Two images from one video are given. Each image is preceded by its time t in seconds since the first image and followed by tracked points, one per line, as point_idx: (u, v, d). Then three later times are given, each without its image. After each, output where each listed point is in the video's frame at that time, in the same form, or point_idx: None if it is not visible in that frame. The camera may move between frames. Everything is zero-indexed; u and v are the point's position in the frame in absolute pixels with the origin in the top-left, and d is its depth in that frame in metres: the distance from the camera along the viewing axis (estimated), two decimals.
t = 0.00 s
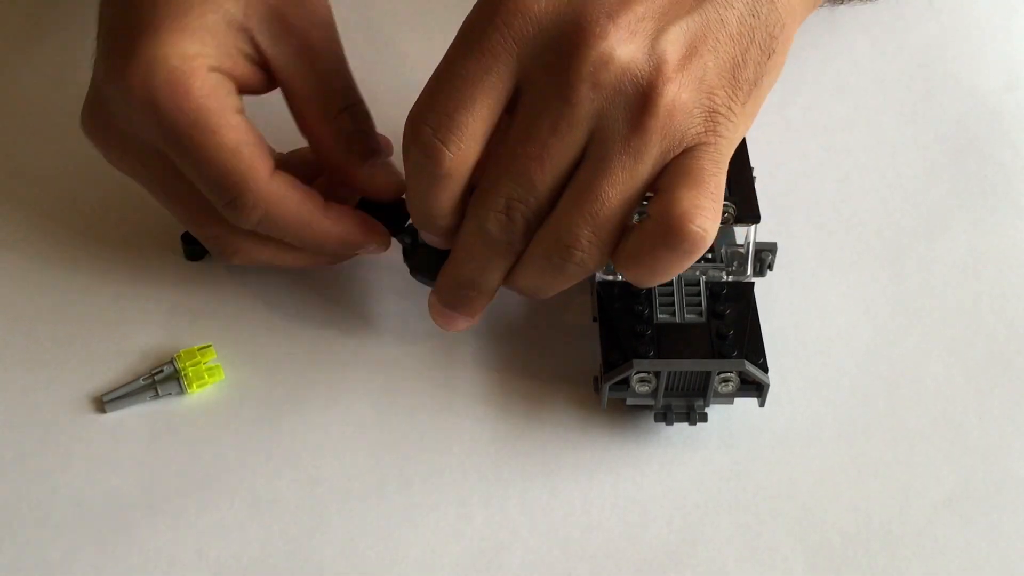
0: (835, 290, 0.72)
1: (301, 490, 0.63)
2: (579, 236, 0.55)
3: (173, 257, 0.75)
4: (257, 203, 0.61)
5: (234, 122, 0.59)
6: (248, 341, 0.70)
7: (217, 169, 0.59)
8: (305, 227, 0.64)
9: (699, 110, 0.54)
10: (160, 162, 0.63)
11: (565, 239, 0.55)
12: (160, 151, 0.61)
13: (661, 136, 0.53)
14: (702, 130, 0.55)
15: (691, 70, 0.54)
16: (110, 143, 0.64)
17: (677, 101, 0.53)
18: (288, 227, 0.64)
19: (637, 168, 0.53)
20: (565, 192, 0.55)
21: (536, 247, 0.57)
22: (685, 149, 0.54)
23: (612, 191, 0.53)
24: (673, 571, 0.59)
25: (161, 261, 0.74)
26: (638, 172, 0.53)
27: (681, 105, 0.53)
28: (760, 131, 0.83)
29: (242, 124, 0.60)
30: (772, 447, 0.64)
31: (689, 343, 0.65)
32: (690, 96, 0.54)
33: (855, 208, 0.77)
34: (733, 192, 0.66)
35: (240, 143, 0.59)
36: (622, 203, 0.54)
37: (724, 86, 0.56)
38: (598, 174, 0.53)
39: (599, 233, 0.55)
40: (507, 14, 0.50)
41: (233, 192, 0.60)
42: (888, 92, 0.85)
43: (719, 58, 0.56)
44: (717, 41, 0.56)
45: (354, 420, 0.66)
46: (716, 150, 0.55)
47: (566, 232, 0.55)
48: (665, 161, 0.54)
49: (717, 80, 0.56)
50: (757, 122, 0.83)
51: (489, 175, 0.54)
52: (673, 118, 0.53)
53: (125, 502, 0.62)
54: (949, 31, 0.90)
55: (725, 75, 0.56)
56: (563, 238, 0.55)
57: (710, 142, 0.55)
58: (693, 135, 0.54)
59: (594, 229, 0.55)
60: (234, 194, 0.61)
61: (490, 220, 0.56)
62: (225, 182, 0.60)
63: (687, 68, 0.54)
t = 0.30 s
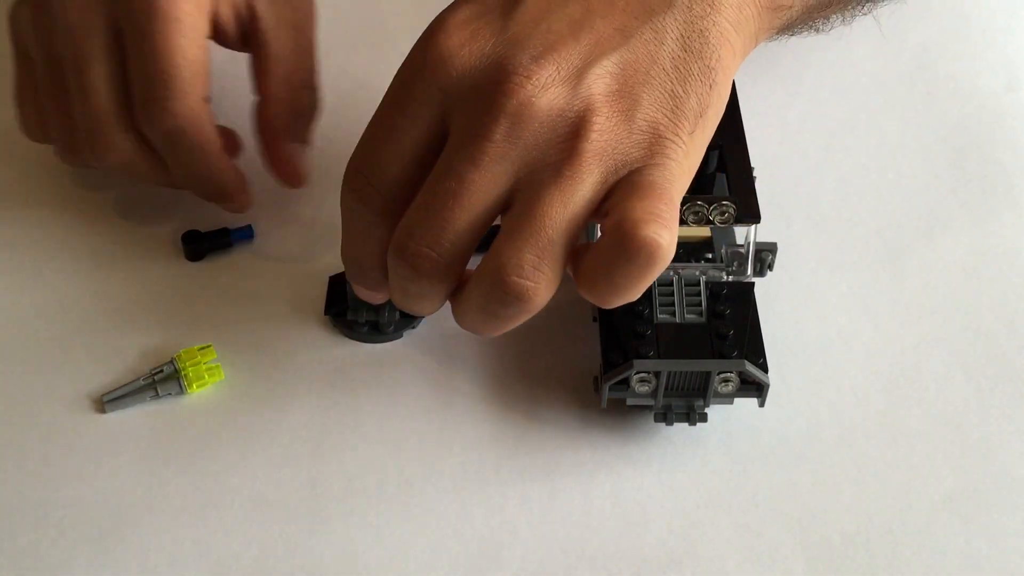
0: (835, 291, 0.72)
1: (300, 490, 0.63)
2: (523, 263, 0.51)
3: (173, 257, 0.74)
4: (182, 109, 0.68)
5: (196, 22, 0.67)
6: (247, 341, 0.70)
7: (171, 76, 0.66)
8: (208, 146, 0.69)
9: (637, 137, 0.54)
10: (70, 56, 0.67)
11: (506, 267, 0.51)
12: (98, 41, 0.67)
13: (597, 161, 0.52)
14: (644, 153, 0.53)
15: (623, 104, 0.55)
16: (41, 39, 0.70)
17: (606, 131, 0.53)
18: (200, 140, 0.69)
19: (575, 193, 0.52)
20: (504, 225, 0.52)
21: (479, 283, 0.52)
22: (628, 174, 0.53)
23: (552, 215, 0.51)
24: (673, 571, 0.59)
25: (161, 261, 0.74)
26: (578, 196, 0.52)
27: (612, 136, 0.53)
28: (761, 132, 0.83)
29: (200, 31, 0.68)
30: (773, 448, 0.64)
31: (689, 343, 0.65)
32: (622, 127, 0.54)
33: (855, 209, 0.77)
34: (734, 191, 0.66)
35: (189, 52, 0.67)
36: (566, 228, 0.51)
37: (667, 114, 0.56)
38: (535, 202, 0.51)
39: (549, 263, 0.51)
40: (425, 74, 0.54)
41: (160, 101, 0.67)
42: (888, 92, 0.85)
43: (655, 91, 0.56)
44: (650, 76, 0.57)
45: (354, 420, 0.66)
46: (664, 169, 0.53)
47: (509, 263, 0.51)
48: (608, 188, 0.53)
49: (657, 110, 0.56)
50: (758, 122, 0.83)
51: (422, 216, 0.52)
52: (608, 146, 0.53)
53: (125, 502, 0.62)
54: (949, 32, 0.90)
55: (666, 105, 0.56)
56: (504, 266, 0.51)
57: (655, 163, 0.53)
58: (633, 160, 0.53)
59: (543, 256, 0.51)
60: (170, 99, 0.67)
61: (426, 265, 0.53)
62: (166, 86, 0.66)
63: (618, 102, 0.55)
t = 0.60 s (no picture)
0: (835, 290, 0.72)
1: (300, 491, 0.63)
2: (552, 254, 0.50)
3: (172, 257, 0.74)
4: (261, 157, 0.61)
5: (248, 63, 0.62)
6: (247, 341, 0.70)
7: (239, 117, 0.60)
8: (286, 196, 0.63)
9: (652, 123, 0.54)
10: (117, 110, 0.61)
11: (537, 259, 0.50)
12: (147, 99, 0.61)
13: (616, 149, 0.52)
14: (661, 137, 0.53)
15: (635, 90, 0.55)
16: (64, 104, 0.65)
17: (623, 118, 0.53)
18: (277, 194, 0.62)
19: (597, 181, 0.51)
20: (528, 218, 0.52)
21: (507, 276, 0.52)
22: (648, 159, 0.53)
23: (577, 205, 0.51)
24: (674, 571, 0.59)
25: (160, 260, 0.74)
26: (600, 184, 0.51)
27: (628, 122, 0.53)
28: (760, 131, 0.83)
29: (253, 73, 0.63)
30: (773, 448, 0.64)
31: (689, 343, 0.65)
32: (637, 113, 0.54)
33: (856, 209, 0.77)
34: (734, 191, 0.65)
35: (250, 92, 0.61)
36: (590, 216, 0.51)
37: (677, 99, 0.56)
38: (559, 193, 0.51)
39: (578, 251, 0.51)
40: (436, 78, 0.54)
41: (241, 141, 0.60)
42: (888, 92, 0.85)
43: (664, 77, 0.56)
44: (656, 62, 0.57)
45: (354, 421, 0.66)
46: (682, 151, 0.53)
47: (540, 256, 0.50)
48: (629, 174, 0.53)
49: (667, 95, 0.56)
50: (758, 122, 0.83)
51: (446, 214, 0.52)
52: (624, 131, 0.53)
53: (124, 502, 0.62)
54: (948, 31, 0.90)
55: (674, 90, 0.56)
56: (535, 258, 0.50)
57: (672, 145, 0.53)
58: (651, 144, 0.53)
59: (571, 246, 0.51)
60: (248, 142, 0.60)
61: (452, 263, 0.52)
62: (241, 126, 0.60)
63: (630, 90, 0.55)
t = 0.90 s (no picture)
0: (835, 290, 0.72)
1: (300, 491, 0.63)
2: (543, 254, 0.51)
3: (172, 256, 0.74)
4: (261, 158, 0.61)
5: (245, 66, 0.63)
6: (247, 341, 0.70)
7: (237, 118, 0.61)
8: (288, 195, 0.63)
9: (648, 123, 0.54)
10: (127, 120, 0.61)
11: (527, 259, 0.51)
12: (147, 105, 0.62)
13: (611, 149, 0.52)
14: (657, 137, 0.53)
15: (631, 90, 0.55)
16: (70, 121, 0.66)
17: (619, 117, 0.53)
18: (280, 193, 0.62)
19: (591, 181, 0.52)
20: (520, 217, 0.52)
21: (499, 274, 0.53)
22: (642, 160, 0.53)
23: (570, 205, 0.51)
24: (673, 570, 0.59)
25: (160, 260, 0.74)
26: (594, 185, 0.52)
27: (624, 121, 0.53)
28: (760, 131, 0.83)
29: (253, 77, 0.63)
30: (773, 448, 0.64)
31: (688, 343, 0.65)
32: (633, 112, 0.54)
33: (855, 209, 0.77)
34: (734, 191, 0.65)
35: (248, 93, 0.62)
36: (583, 216, 0.52)
37: (673, 98, 0.56)
38: (552, 193, 0.51)
39: (569, 251, 0.52)
40: (431, 75, 0.54)
41: (240, 143, 0.60)
42: (888, 92, 0.85)
43: (660, 76, 0.56)
44: (653, 61, 0.57)
45: (354, 420, 0.66)
46: (676, 153, 0.53)
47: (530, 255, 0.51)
48: (623, 174, 0.53)
49: (663, 94, 0.56)
50: (757, 122, 0.83)
51: (439, 212, 0.52)
52: (619, 131, 0.53)
53: (124, 502, 0.62)
54: (948, 31, 0.90)
55: (671, 89, 0.56)
56: (528, 257, 0.51)
57: (667, 147, 0.53)
58: (646, 145, 0.53)
59: (562, 246, 0.51)
60: (250, 142, 0.61)
61: (446, 257, 0.53)
62: (239, 128, 0.61)
63: (625, 89, 0.55)
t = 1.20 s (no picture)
0: (835, 290, 0.72)
1: (300, 491, 0.63)
2: (528, 254, 0.51)
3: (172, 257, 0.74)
4: (254, 172, 0.61)
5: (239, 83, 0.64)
6: (247, 341, 0.70)
7: (231, 133, 0.61)
8: (286, 208, 0.63)
9: (633, 121, 0.54)
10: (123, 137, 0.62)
11: (514, 259, 0.51)
12: (145, 123, 0.62)
13: (596, 148, 0.52)
14: (642, 135, 0.53)
15: (616, 88, 0.55)
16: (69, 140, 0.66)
17: (603, 116, 0.53)
18: (275, 206, 0.62)
19: (576, 180, 0.51)
20: (507, 218, 0.52)
21: (486, 275, 0.53)
22: (627, 158, 0.53)
23: (555, 205, 0.51)
24: (673, 570, 0.59)
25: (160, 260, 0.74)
26: (579, 184, 0.52)
27: (609, 120, 0.53)
28: (760, 131, 0.83)
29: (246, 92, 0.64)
30: (773, 448, 0.64)
31: (688, 343, 0.65)
32: (617, 110, 0.54)
33: (855, 209, 0.77)
34: (733, 191, 0.65)
35: (240, 109, 0.62)
36: (568, 215, 0.52)
37: (659, 95, 0.56)
38: (537, 193, 0.51)
39: (554, 250, 0.52)
40: (415, 77, 0.54)
41: (234, 158, 0.61)
42: (888, 92, 0.85)
43: (646, 73, 0.56)
44: (639, 58, 0.56)
45: (354, 421, 0.66)
46: (661, 152, 0.53)
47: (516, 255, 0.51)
48: (608, 173, 0.53)
49: (649, 91, 0.55)
50: (757, 122, 0.83)
51: (425, 213, 0.53)
52: (604, 130, 0.53)
53: (124, 502, 0.62)
54: (947, 31, 0.90)
55: (656, 86, 0.56)
56: (514, 257, 0.51)
57: (652, 146, 0.53)
58: (631, 144, 0.53)
59: (547, 246, 0.51)
60: (244, 157, 0.61)
61: (434, 259, 0.53)
62: (232, 143, 0.61)
63: (610, 86, 0.54)
